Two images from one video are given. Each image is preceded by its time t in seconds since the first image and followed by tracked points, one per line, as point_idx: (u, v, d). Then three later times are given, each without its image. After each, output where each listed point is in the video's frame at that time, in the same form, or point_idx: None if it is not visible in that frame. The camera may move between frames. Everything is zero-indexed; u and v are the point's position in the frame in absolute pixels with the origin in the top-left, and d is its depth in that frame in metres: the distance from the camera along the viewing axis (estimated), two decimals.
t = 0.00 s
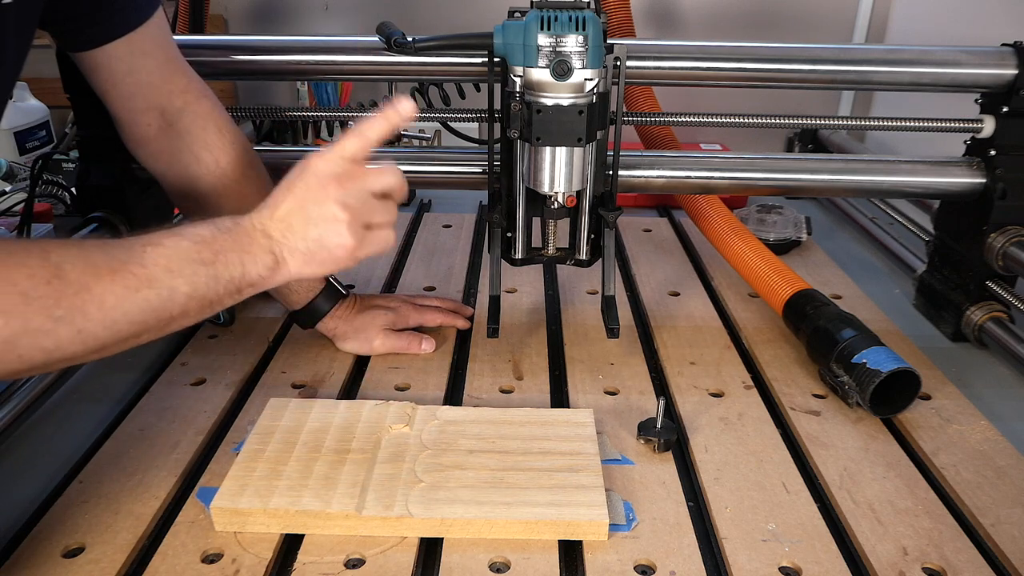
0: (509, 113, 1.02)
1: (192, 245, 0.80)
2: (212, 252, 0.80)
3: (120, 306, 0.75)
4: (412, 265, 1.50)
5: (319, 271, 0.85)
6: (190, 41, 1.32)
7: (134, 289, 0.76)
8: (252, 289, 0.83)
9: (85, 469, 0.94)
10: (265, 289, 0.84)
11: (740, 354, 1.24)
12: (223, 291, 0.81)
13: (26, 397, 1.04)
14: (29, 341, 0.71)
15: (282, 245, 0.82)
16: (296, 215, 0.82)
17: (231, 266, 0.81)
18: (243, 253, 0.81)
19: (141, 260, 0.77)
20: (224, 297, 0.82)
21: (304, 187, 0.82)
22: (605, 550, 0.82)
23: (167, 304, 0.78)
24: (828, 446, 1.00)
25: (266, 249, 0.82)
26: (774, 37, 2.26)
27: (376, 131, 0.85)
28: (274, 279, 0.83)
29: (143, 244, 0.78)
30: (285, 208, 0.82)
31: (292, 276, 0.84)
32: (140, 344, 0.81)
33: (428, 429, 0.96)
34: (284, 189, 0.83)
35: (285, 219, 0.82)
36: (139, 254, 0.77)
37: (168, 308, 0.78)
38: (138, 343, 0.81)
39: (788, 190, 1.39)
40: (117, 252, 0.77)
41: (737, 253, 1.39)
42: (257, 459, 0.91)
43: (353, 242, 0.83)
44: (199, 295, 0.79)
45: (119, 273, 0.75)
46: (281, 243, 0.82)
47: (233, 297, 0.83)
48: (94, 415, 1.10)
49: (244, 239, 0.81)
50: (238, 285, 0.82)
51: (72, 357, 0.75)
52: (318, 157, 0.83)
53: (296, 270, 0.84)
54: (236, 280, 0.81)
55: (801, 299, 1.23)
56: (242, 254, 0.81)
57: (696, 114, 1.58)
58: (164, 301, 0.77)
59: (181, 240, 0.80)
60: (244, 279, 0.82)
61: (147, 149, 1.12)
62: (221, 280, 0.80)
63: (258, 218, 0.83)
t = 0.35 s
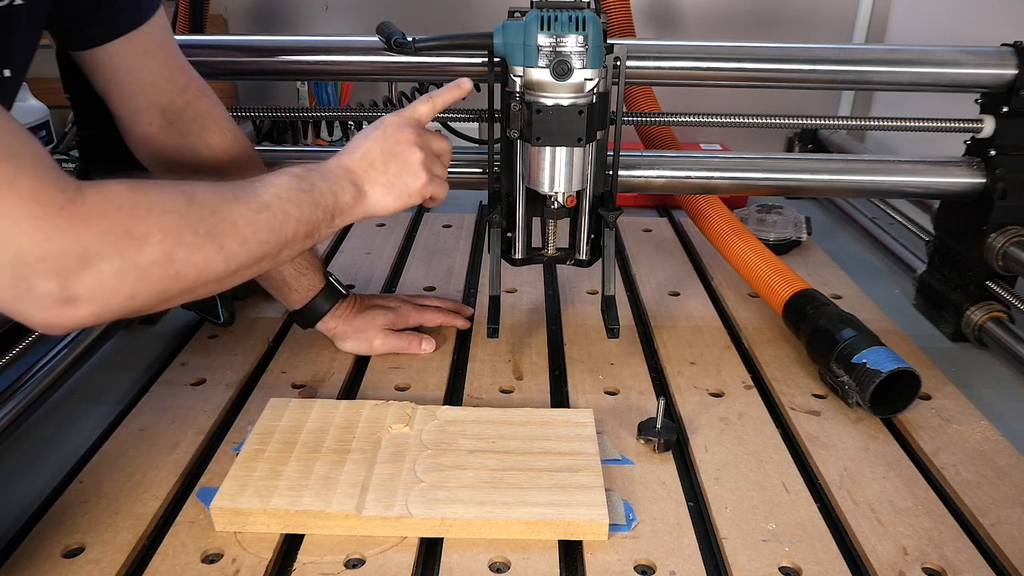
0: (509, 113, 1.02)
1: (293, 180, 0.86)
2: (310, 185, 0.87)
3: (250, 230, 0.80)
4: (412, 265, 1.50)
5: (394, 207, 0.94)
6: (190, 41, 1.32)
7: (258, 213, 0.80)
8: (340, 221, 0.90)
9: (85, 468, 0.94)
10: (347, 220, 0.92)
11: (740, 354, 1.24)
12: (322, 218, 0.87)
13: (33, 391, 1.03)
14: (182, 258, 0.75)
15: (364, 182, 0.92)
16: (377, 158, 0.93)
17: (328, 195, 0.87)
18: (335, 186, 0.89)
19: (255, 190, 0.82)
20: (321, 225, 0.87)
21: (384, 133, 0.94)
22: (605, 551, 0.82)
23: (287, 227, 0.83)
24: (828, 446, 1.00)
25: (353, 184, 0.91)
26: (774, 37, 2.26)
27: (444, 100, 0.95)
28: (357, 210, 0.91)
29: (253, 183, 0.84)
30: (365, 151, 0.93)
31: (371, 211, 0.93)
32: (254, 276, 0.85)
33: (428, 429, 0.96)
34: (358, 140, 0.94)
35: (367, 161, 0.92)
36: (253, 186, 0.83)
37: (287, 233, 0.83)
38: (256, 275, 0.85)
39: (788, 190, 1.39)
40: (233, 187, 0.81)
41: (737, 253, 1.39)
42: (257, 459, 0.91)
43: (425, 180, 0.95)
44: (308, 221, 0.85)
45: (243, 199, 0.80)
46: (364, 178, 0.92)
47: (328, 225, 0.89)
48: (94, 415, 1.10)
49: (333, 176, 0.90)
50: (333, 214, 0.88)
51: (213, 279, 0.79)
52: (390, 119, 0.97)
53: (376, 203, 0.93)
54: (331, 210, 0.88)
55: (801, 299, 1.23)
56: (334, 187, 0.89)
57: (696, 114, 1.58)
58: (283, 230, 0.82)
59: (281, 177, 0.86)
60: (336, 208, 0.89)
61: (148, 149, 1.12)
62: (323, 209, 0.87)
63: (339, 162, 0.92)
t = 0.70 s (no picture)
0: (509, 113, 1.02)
1: (323, 170, 0.89)
2: (338, 175, 0.90)
3: (280, 214, 0.82)
4: (412, 265, 1.50)
5: (418, 199, 0.98)
6: (190, 41, 1.32)
7: (288, 199, 0.83)
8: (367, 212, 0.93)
9: (85, 468, 0.94)
10: (373, 212, 0.95)
11: (740, 354, 1.24)
12: (350, 207, 0.90)
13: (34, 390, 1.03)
14: (214, 239, 0.77)
15: (391, 174, 0.95)
16: (405, 152, 0.97)
17: (356, 185, 0.91)
18: (363, 177, 0.92)
19: (287, 177, 0.85)
20: (349, 215, 0.90)
21: (412, 130, 0.99)
22: (605, 550, 0.82)
23: (315, 215, 0.85)
24: (828, 446, 1.00)
25: (380, 175, 0.94)
26: (774, 36, 2.26)
27: (471, 100, 1.00)
28: (383, 201, 0.95)
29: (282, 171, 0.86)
30: (394, 145, 0.97)
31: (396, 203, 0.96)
32: (280, 263, 0.88)
33: (428, 429, 0.96)
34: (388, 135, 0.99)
35: (395, 154, 0.96)
36: (284, 174, 0.86)
37: (315, 220, 0.85)
38: (283, 261, 0.87)
39: (788, 190, 1.39)
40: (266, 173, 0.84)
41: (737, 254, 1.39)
42: (257, 459, 0.91)
43: (448, 176, 0.99)
44: (336, 210, 0.88)
45: (275, 186, 0.83)
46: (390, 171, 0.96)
47: (355, 214, 0.91)
48: (94, 415, 1.10)
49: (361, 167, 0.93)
50: (360, 204, 0.91)
51: (243, 261, 0.80)
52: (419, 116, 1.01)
53: (401, 196, 0.96)
54: (359, 200, 0.91)
55: (801, 299, 1.23)
56: (363, 177, 0.92)
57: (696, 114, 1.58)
58: (312, 217, 0.85)
59: (311, 167, 0.89)
60: (364, 198, 0.92)
61: (148, 147, 1.11)
62: (350, 199, 0.90)
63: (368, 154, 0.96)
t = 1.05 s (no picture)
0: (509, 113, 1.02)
1: (330, 159, 0.89)
2: (344, 163, 0.90)
3: (286, 201, 0.82)
4: (412, 265, 1.50)
5: (422, 191, 0.98)
6: (190, 41, 1.32)
7: (294, 186, 0.83)
8: (372, 202, 0.93)
9: (85, 468, 0.94)
10: (379, 201, 0.95)
11: (740, 355, 1.24)
12: (356, 196, 0.90)
13: (34, 391, 1.03)
14: (220, 223, 0.77)
15: (397, 164, 0.96)
16: (412, 142, 0.97)
17: (362, 174, 0.91)
18: (369, 166, 0.92)
19: (293, 164, 0.86)
20: (354, 203, 0.90)
21: (421, 123, 0.98)
22: (605, 550, 0.82)
23: (320, 203, 0.85)
24: (827, 446, 1.00)
25: (386, 166, 0.94)
26: (774, 37, 2.26)
27: (479, 99, 1.01)
28: (387, 191, 0.95)
29: (288, 158, 0.87)
30: (402, 135, 0.97)
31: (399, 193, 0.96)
32: (285, 251, 0.88)
33: (428, 429, 0.96)
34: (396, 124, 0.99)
35: (403, 145, 0.96)
36: (291, 161, 0.86)
37: (321, 208, 0.86)
38: (289, 249, 0.87)
39: (788, 190, 1.39)
40: (272, 160, 0.84)
41: (737, 253, 1.39)
42: (256, 459, 0.91)
43: (455, 170, 0.99)
44: (342, 199, 0.88)
45: (281, 172, 0.83)
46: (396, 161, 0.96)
47: (361, 203, 0.92)
48: (94, 415, 1.10)
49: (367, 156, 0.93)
50: (366, 193, 0.92)
51: (249, 247, 0.81)
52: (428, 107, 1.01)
53: (407, 187, 0.96)
54: (365, 190, 0.91)
55: (801, 299, 1.23)
56: (369, 165, 0.92)
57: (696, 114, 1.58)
58: (318, 205, 0.85)
59: (318, 155, 0.90)
60: (370, 187, 0.92)
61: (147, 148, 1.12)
62: (356, 188, 0.90)
63: (374, 143, 0.96)
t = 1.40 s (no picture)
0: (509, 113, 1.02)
1: (331, 157, 0.90)
2: (346, 162, 0.90)
3: (287, 195, 0.82)
4: (412, 265, 1.50)
5: (424, 190, 0.98)
6: (190, 41, 1.32)
7: (295, 181, 0.83)
8: (374, 201, 0.93)
9: (85, 468, 0.94)
10: (380, 202, 0.95)
11: (740, 355, 1.24)
12: (357, 194, 0.90)
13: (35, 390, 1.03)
14: (219, 213, 0.77)
15: (398, 164, 0.96)
16: (414, 142, 0.97)
17: (363, 173, 0.91)
18: (371, 165, 0.92)
19: (294, 162, 0.86)
20: (356, 202, 0.90)
21: (422, 123, 0.98)
22: (605, 550, 0.82)
23: (321, 199, 0.86)
24: (827, 446, 1.00)
25: (388, 165, 0.94)
26: (774, 36, 2.26)
27: (479, 96, 1.00)
28: (389, 191, 0.95)
29: (290, 155, 0.87)
30: (403, 134, 0.97)
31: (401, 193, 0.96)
32: (285, 248, 0.88)
33: (428, 429, 0.96)
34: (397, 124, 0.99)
35: (404, 144, 0.96)
36: (292, 158, 0.86)
37: (321, 205, 0.86)
38: (289, 246, 0.87)
39: (788, 190, 1.39)
40: (273, 156, 0.85)
41: (737, 253, 1.39)
42: (256, 459, 0.91)
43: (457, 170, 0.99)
44: (342, 197, 0.88)
45: (282, 167, 0.83)
46: (397, 160, 0.96)
47: (363, 202, 0.91)
48: (94, 414, 1.10)
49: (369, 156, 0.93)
50: (367, 193, 0.91)
51: (248, 240, 0.80)
52: (429, 107, 1.01)
53: (408, 188, 0.96)
54: (366, 188, 0.91)
55: (801, 299, 1.23)
56: (370, 165, 0.92)
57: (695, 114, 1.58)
58: (320, 202, 0.85)
59: (320, 153, 0.90)
60: (372, 186, 0.92)
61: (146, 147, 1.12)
62: (357, 186, 0.90)
63: (376, 144, 0.96)
